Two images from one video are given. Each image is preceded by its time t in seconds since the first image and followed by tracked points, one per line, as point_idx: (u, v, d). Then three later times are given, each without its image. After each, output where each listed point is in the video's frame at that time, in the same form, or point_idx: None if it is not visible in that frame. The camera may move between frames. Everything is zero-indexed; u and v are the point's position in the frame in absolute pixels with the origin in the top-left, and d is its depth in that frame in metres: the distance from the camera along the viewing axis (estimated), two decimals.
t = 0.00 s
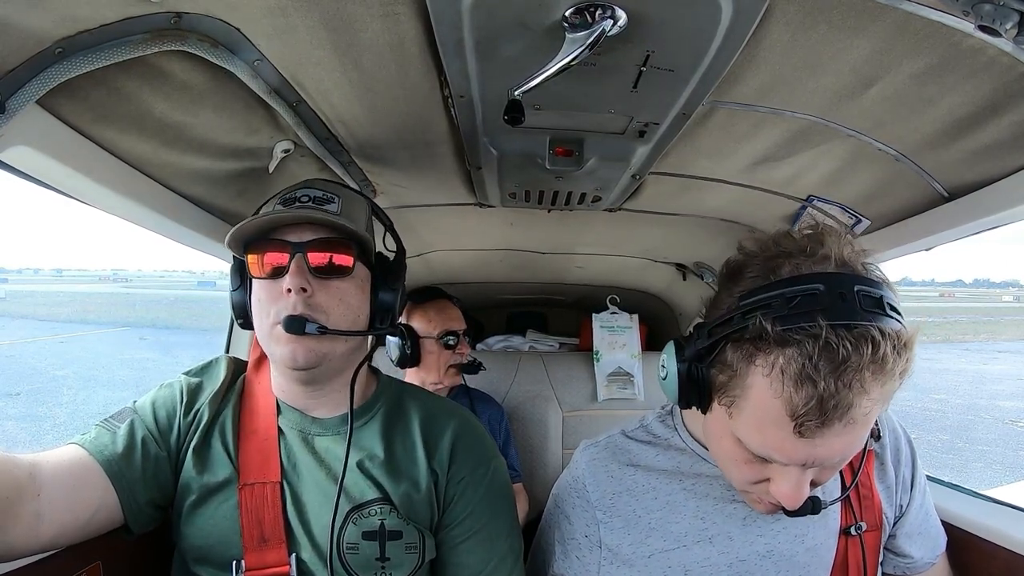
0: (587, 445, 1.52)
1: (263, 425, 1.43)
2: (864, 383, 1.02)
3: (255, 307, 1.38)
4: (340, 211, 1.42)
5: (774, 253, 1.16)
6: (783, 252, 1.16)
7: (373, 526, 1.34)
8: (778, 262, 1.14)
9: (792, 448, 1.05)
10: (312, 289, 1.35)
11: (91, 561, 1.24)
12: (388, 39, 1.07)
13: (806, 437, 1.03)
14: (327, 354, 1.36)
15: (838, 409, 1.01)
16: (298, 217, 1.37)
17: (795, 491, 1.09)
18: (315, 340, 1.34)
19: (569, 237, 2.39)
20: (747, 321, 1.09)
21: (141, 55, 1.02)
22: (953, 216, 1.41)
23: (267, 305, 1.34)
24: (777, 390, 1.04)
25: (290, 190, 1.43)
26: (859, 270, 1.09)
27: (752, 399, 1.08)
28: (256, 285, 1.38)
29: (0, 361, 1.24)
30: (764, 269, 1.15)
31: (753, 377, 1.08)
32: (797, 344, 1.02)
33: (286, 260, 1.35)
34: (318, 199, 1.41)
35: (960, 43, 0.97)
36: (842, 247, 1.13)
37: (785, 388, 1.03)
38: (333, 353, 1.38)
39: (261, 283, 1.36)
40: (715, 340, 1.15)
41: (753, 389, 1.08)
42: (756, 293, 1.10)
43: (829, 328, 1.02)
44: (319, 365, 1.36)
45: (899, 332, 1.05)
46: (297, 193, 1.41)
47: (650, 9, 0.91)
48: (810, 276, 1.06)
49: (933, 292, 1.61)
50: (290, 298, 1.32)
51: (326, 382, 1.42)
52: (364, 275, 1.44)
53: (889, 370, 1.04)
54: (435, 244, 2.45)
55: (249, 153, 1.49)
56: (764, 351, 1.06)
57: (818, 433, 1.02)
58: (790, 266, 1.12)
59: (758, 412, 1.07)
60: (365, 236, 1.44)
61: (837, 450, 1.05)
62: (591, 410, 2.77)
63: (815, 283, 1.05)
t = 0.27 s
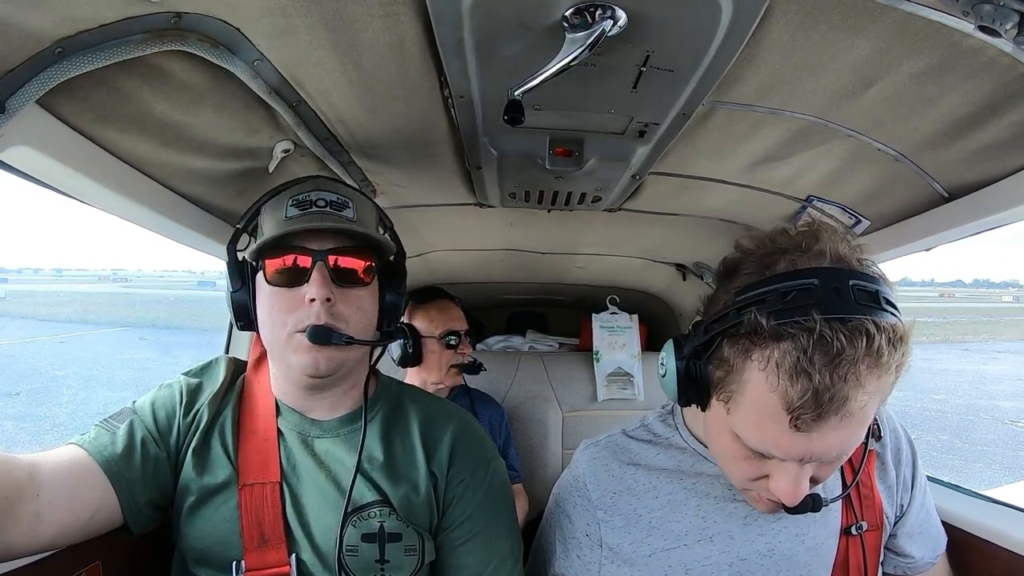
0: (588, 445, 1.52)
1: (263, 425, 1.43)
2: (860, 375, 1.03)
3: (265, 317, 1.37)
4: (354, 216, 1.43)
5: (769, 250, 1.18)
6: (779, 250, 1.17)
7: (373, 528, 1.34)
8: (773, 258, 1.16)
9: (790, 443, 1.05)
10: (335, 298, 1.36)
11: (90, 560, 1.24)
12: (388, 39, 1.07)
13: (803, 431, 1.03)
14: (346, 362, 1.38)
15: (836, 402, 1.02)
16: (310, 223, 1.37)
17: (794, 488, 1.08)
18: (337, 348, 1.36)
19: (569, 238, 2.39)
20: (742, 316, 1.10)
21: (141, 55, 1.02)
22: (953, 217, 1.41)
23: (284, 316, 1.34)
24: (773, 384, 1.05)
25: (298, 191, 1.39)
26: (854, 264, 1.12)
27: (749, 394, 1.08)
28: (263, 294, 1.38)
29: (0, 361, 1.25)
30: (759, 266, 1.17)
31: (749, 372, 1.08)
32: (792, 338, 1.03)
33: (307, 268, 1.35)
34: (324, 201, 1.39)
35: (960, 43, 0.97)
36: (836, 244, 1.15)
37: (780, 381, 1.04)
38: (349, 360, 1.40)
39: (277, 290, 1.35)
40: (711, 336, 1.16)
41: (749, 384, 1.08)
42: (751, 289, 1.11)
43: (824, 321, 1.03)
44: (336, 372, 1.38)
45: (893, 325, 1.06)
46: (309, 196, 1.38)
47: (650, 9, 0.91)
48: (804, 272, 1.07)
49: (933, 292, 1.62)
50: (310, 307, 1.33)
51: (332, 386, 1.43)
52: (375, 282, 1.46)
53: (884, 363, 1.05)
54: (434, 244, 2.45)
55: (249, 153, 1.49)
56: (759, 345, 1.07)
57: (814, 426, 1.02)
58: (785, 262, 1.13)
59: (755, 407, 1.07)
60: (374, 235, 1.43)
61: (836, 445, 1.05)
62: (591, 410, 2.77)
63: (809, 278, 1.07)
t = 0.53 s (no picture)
0: (588, 445, 1.52)
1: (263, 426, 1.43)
2: (859, 373, 1.04)
3: (286, 329, 1.37)
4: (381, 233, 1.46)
5: (768, 249, 1.19)
6: (777, 247, 1.18)
7: (373, 530, 1.34)
8: (773, 257, 1.16)
9: (789, 440, 1.05)
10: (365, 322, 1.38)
11: (90, 560, 1.24)
12: (388, 39, 1.07)
13: (803, 428, 1.03)
14: (364, 381, 1.41)
15: (835, 399, 1.02)
16: (337, 245, 1.37)
17: (795, 486, 1.09)
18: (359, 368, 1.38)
19: (568, 238, 2.39)
20: (742, 313, 1.11)
21: (141, 54, 1.02)
22: (953, 217, 1.42)
23: (311, 333, 1.35)
24: (772, 380, 1.05)
25: (329, 202, 1.41)
26: (854, 263, 1.13)
27: (748, 391, 1.09)
28: (284, 306, 1.37)
29: None
30: (759, 264, 1.17)
31: (749, 369, 1.09)
32: (792, 334, 1.04)
33: (341, 291, 1.36)
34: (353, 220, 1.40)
35: (960, 43, 0.97)
36: (835, 241, 1.15)
37: (780, 377, 1.04)
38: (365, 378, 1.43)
39: (307, 307, 1.35)
40: (711, 333, 1.16)
41: (749, 380, 1.09)
42: (750, 286, 1.12)
43: (823, 318, 1.04)
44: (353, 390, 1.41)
45: (892, 323, 1.08)
46: (342, 210, 1.41)
47: (650, 9, 0.91)
48: (803, 269, 1.09)
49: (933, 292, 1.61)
50: (341, 331, 1.35)
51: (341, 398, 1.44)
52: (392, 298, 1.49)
53: (883, 361, 1.06)
54: (434, 244, 2.44)
55: (249, 153, 1.49)
56: (759, 342, 1.08)
57: (814, 423, 1.03)
58: (785, 259, 1.14)
59: (754, 405, 1.07)
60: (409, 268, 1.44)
61: (835, 444, 1.05)
62: (591, 410, 2.77)
63: (809, 275, 1.08)
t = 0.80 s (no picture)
0: (588, 445, 1.52)
1: (263, 427, 1.43)
2: (858, 366, 1.05)
3: (308, 341, 1.33)
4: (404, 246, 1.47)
5: (767, 246, 1.21)
6: (776, 245, 1.20)
7: (375, 532, 1.34)
8: (772, 253, 1.19)
9: (788, 435, 1.06)
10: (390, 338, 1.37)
11: (91, 561, 1.27)
12: (388, 39, 1.06)
13: (801, 423, 1.04)
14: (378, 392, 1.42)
15: (834, 393, 1.03)
16: (362, 262, 1.36)
17: (795, 482, 1.09)
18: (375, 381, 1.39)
19: (568, 238, 2.39)
20: (740, 308, 1.13)
21: (141, 54, 1.02)
22: (952, 217, 1.42)
23: (335, 346, 1.33)
24: (770, 375, 1.07)
25: (358, 212, 1.38)
26: (855, 259, 1.14)
27: (747, 387, 1.10)
28: (305, 316, 1.33)
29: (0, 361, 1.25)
30: (758, 260, 1.20)
31: (747, 363, 1.10)
32: (790, 329, 1.06)
33: (370, 308, 1.34)
34: (378, 236, 1.39)
35: (960, 43, 0.97)
36: (834, 238, 1.17)
37: (779, 372, 1.06)
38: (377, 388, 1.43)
39: (334, 321, 1.32)
40: (710, 330, 1.18)
41: (748, 375, 1.10)
42: (748, 282, 1.14)
43: (821, 312, 1.06)
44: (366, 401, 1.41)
45: (890, 318, 1.09)
46: (373, 222, 1.39)
47: (650, 9, 0.91)
48: (801, 264, 1.11)
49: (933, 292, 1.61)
50: (367, 346, 1.35)
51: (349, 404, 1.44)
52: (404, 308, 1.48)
53: (880, 354, 1.07)
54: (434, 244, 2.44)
55: (249, 153, 1.49)
56: (758, 337, 1.09)
57: (813, 418, 1.04)
58: (784, 257, 1.16)
59: (754, 401, 1.08)
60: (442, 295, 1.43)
61: (834, 439, 1.06)
62: (591, 410, 2.77)
63: (806, 271, 1.10)
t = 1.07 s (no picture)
0: (588, 445, 1.52)
1: (265, 429, 1.42)
2: (857, 366, 1.05)
3: (326, 350, 1.33)
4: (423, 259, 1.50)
5: (767, 245, 1.21)
6: (776, 245, 1.20)
7: (376, 534, 1.34)
8: (772, 253, 1.19)
9: (786, 435, 1.06)
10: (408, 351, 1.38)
11: (91, 561, 1.27)
12: (388, 39, 1.07)
13: (800, 423, 1.04)
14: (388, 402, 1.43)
15: (833, 394, 1.04)
16: (383, 275, 1.38)
17: (794, 482, 1.09)
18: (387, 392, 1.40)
19: (568, 238, 2.39)
20: (740, 308, 1.13)
21: (141, 54, 1.02)
22: (952, 216, 1.42)
23: (353, 356, 1.33)
24: (769, 375, 1.07)
25: (382, 225, 1.39)
26: (855, 259, 1.14)
27: (746, 387, 1.10)
28: (324, 325, 1.33)
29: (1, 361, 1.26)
30: (758, 260, 1.20)
31: (746, 363, 1.10)
32: (789, 329, 1.06)
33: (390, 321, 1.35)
34: (401, 249, 1.41)
35: (959, 43, 0.97)
36: (834, 238, 1.17)
37: (778, 372, 1.06)
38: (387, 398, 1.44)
39: (353, 332, 1.33)
40: (710, 329, 1.18)
41: (746, 376, 1.10)
42: (747, 281, 1.14)
43: (820, 313, 1.06)
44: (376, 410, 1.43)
45: (889, 319, 1.10)
46: (396, 236, 1.40)
47: (650, 9, 0.91)
48: (801, 264, 1.11)
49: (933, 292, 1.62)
50: (384, 358, 1.35)
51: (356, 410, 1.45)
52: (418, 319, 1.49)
53: (878, 355, 1.08)
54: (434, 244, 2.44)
55: (249, 153, 1.49)
56: (757, 337, 1.10)
57: (812, 418, 1.04)
58: (784, 257, 1.16)
59: (753, 400, 1.08)
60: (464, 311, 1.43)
61: (833, 438, 1.06)
62: (591, 410, 2.75)
63: (805, 271, 1.10)
